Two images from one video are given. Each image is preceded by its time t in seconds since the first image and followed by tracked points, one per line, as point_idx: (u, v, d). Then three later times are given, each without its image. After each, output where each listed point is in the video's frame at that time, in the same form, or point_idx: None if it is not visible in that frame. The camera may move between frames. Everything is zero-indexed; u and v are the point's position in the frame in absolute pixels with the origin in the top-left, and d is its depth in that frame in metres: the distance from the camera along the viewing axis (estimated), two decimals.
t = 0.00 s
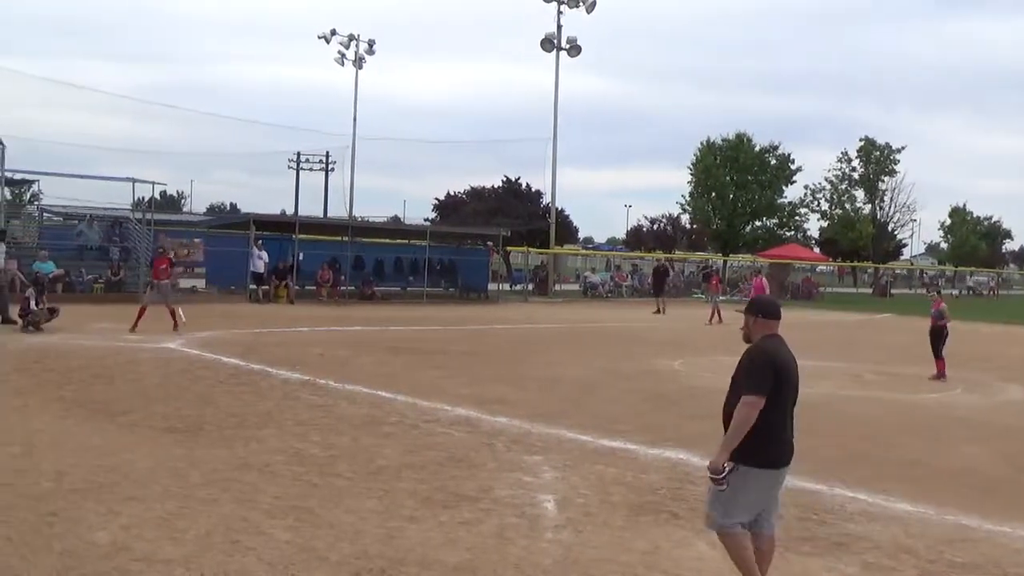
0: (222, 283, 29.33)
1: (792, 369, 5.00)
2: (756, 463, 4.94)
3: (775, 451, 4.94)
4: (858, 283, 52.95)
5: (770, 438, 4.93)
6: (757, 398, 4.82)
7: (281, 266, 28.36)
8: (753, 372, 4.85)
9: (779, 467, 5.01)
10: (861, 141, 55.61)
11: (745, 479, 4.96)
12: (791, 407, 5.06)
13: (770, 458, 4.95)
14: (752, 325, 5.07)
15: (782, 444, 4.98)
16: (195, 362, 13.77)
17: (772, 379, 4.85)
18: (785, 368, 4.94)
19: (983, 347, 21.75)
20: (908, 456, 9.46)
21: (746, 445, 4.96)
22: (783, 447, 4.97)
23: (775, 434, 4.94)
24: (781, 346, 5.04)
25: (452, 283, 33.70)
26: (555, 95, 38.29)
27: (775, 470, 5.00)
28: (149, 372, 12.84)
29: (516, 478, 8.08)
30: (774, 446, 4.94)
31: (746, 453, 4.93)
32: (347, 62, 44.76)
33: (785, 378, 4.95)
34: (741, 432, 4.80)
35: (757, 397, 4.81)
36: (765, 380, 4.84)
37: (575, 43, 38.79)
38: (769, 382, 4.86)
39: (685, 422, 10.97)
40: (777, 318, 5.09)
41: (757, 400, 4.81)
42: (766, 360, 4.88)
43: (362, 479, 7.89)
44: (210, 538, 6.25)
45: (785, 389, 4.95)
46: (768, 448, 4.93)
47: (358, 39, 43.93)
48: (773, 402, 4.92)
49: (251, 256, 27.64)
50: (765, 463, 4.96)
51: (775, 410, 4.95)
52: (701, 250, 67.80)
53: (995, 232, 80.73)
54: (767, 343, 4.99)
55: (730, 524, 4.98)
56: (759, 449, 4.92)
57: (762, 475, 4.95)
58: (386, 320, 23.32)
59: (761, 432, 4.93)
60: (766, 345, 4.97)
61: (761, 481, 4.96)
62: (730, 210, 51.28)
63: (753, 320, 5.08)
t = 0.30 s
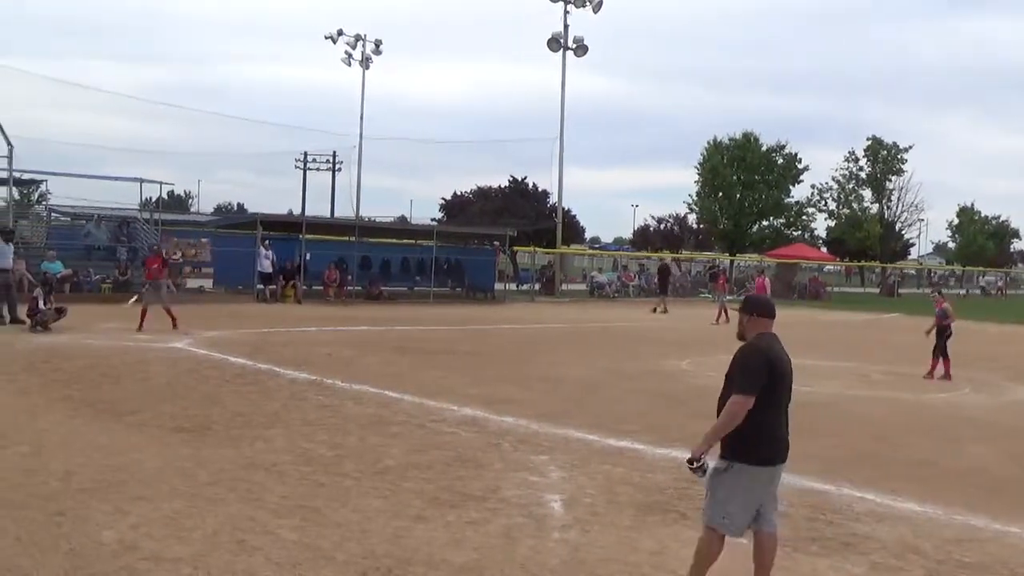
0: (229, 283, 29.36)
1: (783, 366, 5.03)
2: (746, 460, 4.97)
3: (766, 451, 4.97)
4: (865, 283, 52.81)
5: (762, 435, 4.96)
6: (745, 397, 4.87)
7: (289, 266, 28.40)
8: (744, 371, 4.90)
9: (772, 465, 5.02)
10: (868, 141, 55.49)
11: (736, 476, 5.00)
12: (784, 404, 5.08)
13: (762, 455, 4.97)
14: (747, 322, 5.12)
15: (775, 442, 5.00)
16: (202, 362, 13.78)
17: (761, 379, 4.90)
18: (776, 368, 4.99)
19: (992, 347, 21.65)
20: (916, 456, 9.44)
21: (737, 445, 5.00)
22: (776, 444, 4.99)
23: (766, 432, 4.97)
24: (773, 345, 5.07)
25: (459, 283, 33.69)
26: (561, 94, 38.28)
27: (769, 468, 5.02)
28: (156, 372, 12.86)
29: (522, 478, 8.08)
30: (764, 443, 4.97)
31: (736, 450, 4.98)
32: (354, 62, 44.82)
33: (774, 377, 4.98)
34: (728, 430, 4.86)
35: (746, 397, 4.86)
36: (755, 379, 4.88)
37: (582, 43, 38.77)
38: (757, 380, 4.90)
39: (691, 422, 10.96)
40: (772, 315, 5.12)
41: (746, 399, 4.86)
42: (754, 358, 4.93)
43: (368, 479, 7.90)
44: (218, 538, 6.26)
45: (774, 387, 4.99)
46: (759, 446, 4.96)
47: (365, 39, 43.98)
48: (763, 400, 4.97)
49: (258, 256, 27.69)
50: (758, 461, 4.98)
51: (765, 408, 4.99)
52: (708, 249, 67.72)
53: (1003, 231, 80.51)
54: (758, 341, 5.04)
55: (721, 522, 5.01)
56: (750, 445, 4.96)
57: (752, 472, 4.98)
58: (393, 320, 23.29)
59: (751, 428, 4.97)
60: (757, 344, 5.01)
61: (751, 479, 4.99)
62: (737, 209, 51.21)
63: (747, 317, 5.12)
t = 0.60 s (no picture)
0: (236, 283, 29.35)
1: (764, 365, 5.01)
2: (727, 459, 4.96)
3: (747, 451, 4.95)
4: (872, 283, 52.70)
5: (742, 436, 4.95)
6: (722, 399, 4.87)
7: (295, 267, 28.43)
8: (722, 372, 4.90)
9: (755, 463, 5.01)
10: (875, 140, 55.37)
11: (718, 476, 5.00)
12: (768, 403, 5.05)
13: (743, 455, 4.96)
14: (732, 321, 5.09)
15: (757, 441, 4.99)
16: (208, 362, 13.78)
17: (738, 380, 4.89)
18: (757, 367, 4.97)
19: (1000, 348, 21.61)
20: (924, 456, 9.43)
21: (720, 445, 4.99)
22: (758, 443, 4.98)
23: (748, 431, 4.96)
24: (755, 344, 5.04)
25: (465, 283, 33.69)
26: (567, 94, 38.25)
27: (751, 467, 5.01)
28: (162, 371, 12.87)
29: (528, 478, 8.08)
30: (744, 442, 4.96)
31: (717, 451, 4.97)
32: (360, 62, 44.83)
33: (753, 377, 4.96)
34: (705, 432, 4.86)
35: (723, 398, 4.86)
36: (731, 381, 4.88)
37: (588, 42, 38.73)
38: (735, 381, 4.90)
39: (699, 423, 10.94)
40: (757, 313, 5.08)
41: (724, 400, 4.86)
42: (731, 359, 4.92)
43: (375, 479, 7.90)
44: (224, 537, 6.27)
45: (754, 387, 4.97)
46: (740, 446, 4.95)
47: (371, 39, 43.98)
48: (742, 400, 4.95)
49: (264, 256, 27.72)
50: (739, 461, 4.97)
51: (746, 407, 4.97)
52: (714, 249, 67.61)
53: (1009, 231, 80.35)
54: (740, 342, 5.02)
55: (707, 521, 5.01)
56: (730, 446, 4.95)
57: (734, 472, 4.97)
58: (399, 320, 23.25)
59: (732, 429, 4.96)
60: (738, 343, 5.00)
61: (733, 478, 4.98)
62: (743, 209, 51.13)
63: (732, 316, 5.09)
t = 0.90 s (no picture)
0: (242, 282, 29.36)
1: (742, 365, 5.00)
2: (706, 459, 4.97)
3: (725, 451, 4.95)
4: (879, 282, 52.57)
5: (721, 436, 4.95)
6: (693, 401, 4.91)
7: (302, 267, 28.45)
8: (693, 373, 4.95)
9: (738, 463, 4.99)
10: (882, 140, 55.25)
11: (699, 476, 5.00)
12: (749, 403, 5.02)
13: (723, 454, 4.95)
14: (716, 320, 5.11)
15: (738, 440, 4.97)
16: (215, 362, 13.80)
17: (709, 382, 4.92)
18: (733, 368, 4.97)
19: (1008, 347, 21.56)
20: (932, 457, 9.40)
21: (702, 445, 5.01)
22: (737, 443, 4.96)
23: (725, 431, 4.96)
24: (733, 344, 5.04)
25: (471, 283, 33.69)
26: (573, 94, 38.25)
27: (734, 467, 4.99)
28: (170, 371, 12.89)
29: (535, 478, 8.08)
30: (722, 442, 4.95)
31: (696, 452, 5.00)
32: (366, 62, 44.86)
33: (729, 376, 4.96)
34: (678, 433, 4.92)
35: (694, 400, 4.90)
36: (703, 382, 4.92)
37: (594, 42, 38.71)
38: (708, 382, 4.92)
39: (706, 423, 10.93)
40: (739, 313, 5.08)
41: (693, 402, 4.90)
42: (703, 360, 4.96)
43: (382, 478, 7.90)
44: (231, 537, 6.28)
45: (730, 387, 4.97)
46: (719, 445, 4.95)
47: (377, 39, 44.03)
48: (720, 399, 4.97)
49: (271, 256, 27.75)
50: (720, 461, 4.97)
51: (724, 407, 4.98)
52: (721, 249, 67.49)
53: (1017, 231, 80.14)
54: (719, 342, 5.04)
55: (693, 522, 5.01)
56: (709, 446, 4.97)
57: (714, 472, 4.97)
58: (406, 320, 23.22)
59: (709, 429, 4.98)
60: (715, 344, 5.02)
61: (712, 478, 4.97)
62: (750, 209, 51.06)
63: (716, 316, 5.11)
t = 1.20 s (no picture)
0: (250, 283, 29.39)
1: (733, 364, 5.00)
2: (701, 459, 4.99)
3: (718, 449, 4.95)
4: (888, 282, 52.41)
5: (714, 435, 4.96)
6: (678, 402, 4.99)
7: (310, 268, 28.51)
8: (680, 375, 5.03)
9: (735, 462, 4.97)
10: (891, 140, 55.08)
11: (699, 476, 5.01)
12: (742, 403, 4.99)
13: (717, 454, 4.95)
14: (710, 321, 5.15)
15: (734, 439, 4.95)
16: (224, 362, 13.84)
17: (693, 382, 4.99)
18: (724, 367, 4.98)
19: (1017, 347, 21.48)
20: (940, 457, 9.37)
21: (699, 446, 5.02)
22: (732, 442, 4.94)
23: (718, 430, 4.96)
24: (724, 344, 5.05)
25: (479, 283, 33.70)
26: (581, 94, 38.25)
27: (731, 466, 4.98)
28: (178, 371, 12.93)
29: (542, 478, 8.08)
30: (714, 441, 4.96)
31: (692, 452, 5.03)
32: (374, 63, 44.93)
33: (716, 376, 4.98)
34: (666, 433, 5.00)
35: (680, 401, 4.98)
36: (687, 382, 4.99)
37: (602, 42, 38.71)
38: (694, 383, 4.99)
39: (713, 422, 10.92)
40: (731, 313, 5.08)
41: (678, 404, 4.98)
42: (690, 362, 5.02)
43: (390, 478, 7.91)
44: (239, 537, 6.29)
45: (720, 386, 4.97)
46: (713, 444, 4.96)
47: (385, 40, 44.11)
48: (711, 399, 4.98)
49: (279, 256, 27.81)
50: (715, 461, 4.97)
51: (717, 406, 4.98)
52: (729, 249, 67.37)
53: None
54: (711, 342, 5.07)
55: (695, 522, 5.01)
56: (704, 445, 4.99)
57: (710, 471, 4.97)
58: (413, 321, 23.27)
59: (701, 430, 5.01)
60: (706, 345, 5.06)
61: (709, 478, 4.97)
62: (758, 209, 50.97)
63: (710, 316, 5.15)
